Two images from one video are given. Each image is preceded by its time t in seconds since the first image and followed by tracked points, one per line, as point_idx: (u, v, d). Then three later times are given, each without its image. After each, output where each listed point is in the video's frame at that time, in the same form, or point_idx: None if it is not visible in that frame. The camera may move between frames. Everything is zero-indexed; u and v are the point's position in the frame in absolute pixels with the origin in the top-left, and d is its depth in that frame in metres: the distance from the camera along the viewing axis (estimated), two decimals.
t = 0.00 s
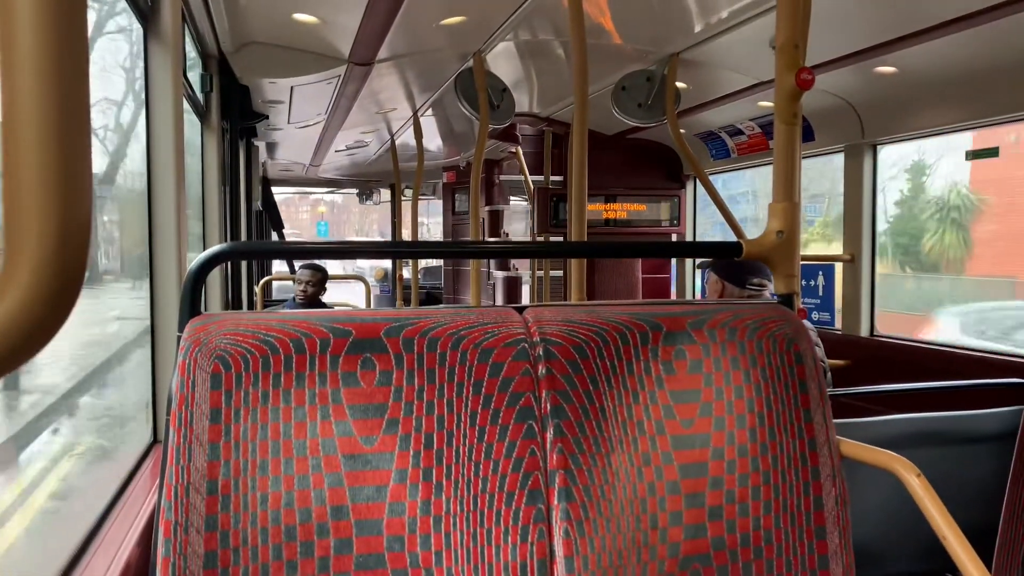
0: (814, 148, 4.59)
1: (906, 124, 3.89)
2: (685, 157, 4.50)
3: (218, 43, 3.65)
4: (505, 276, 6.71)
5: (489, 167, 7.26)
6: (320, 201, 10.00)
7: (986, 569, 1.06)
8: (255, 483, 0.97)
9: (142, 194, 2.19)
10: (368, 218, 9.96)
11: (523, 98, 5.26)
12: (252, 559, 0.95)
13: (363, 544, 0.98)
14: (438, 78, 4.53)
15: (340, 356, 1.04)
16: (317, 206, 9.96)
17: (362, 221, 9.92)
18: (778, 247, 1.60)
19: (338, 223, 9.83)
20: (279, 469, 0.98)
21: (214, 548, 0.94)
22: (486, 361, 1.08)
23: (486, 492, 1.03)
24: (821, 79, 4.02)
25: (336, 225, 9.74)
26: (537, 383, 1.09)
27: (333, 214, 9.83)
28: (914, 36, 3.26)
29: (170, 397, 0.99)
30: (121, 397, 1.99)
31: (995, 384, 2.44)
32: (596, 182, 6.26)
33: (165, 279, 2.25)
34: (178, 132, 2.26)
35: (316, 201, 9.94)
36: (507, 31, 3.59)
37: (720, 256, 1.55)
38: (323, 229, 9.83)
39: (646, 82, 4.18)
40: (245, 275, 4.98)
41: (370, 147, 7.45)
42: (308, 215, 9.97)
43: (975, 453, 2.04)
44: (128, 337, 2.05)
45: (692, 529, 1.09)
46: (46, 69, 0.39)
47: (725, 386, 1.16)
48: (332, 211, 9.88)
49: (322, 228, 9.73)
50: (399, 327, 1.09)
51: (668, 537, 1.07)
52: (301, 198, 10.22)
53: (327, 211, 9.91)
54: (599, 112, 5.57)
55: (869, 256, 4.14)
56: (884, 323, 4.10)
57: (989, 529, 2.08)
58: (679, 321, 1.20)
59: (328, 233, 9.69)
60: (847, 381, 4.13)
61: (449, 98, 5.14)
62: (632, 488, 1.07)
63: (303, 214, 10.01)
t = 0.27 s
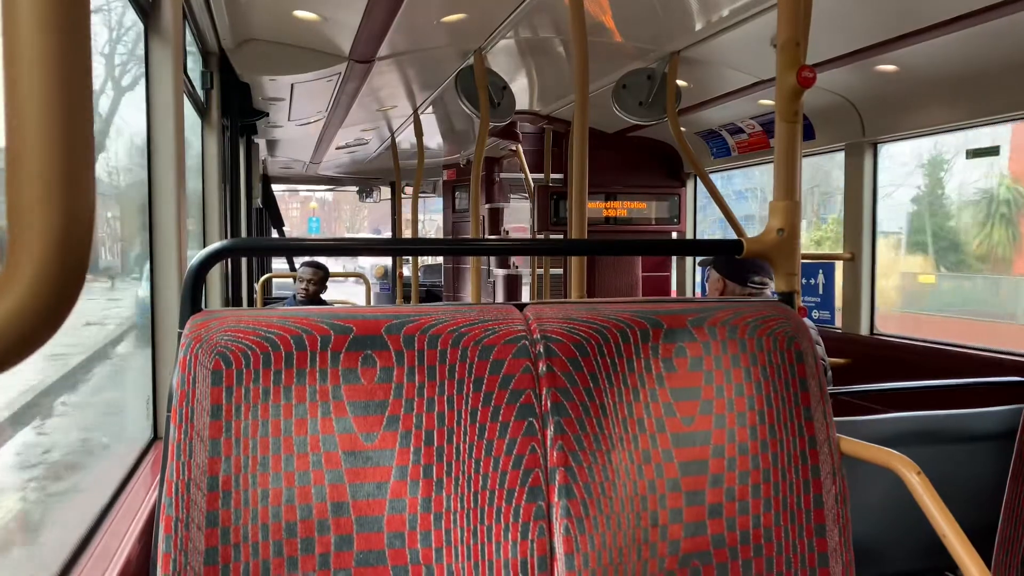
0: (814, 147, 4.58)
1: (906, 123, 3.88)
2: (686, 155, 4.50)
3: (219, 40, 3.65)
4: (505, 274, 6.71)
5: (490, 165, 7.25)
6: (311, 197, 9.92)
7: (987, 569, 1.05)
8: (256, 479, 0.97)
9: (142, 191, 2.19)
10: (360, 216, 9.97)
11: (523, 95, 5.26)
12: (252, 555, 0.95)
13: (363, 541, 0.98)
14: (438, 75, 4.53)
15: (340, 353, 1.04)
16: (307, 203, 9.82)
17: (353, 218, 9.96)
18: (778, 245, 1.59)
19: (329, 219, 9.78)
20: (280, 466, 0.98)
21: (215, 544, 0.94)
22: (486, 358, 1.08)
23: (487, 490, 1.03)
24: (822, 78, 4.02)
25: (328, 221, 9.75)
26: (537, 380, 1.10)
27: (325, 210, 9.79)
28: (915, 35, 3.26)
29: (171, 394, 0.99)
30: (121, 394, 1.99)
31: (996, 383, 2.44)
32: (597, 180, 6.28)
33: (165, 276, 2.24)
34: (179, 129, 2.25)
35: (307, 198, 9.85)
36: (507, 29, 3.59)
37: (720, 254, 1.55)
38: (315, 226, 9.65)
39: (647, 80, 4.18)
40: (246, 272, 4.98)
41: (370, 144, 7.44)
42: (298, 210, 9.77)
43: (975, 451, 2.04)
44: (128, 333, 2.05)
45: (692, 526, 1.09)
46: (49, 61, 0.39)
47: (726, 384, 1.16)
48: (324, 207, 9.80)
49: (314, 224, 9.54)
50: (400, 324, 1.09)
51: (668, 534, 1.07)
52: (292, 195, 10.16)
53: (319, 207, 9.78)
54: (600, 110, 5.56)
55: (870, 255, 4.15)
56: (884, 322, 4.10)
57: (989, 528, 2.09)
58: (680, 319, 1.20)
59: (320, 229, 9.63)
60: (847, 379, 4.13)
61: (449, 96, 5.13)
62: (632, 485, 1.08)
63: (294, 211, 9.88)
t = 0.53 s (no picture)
0: (814, 147, 4.59)
1: (905, 124, 3.89)
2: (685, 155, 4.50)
3: (218, 38, 3.65)
4: (504, 274, 6.71)
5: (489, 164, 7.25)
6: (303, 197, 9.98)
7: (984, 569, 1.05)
8: (253, 477, 0.97)
9: (142, 188, 2.19)
10: (351, 213, 9.99)
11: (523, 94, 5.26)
12: (250, 553, 0.95)
13: (361, 539, 0.98)
14: (438, 74, 4.53)
15: (339, 351, 1.04)
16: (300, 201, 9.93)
17: (345, 216, 9.88)
18: (777, 245, 1.60)
19: (321, 217, 9.76)
20: (278, 464, 0.98)
21: (213, 542, 0.94)
22: (485, 357, 1.08)
23: (485, 488, 1.03)
24: (821, 78, 4.02)
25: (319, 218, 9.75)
26: (536, 379, 1.10)
27: (316, 207, 9.75)
28: (914, 36, 3.26)
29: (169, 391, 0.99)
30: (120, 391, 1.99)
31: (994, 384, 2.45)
32: (597, 179, 6.29)
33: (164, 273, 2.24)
34: (178, 127, 2.25)
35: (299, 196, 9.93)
36: (507, 28, 3.58)
37: (719, 254, 1.55)
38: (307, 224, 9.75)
39: (646, 80, 4.19)
40: (244, 270, 4.98)
41: (369, 143, 7.44)
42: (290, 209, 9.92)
43: (974, 452, 2.04)
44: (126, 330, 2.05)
45: (690, 526, 1.09)
46: (49, 55, 0.39)
47: (724, 384, 1.16)
48: (316, 204, 9.80)
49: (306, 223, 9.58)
50: (398, 323, 1.09)
51: (666, 534, 1.08)
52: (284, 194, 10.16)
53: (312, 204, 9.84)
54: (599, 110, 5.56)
55: (868, 255, 4.15)
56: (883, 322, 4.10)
57: (987, 528, 2.09)
58: (678, 318, 1.20)
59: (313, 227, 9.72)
60: (845, 380, 4.14)
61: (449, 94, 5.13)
62: (630, 484, 1.08)
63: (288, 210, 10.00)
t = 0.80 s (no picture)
0: (812, 145, 4.59)
1: (904, 122, 3.89)
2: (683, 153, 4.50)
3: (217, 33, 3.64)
4: (501, 271, 6.71)
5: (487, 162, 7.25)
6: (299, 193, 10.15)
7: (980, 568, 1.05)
8: (249, 473, 0.97)
9: (139, 183, 2.19)
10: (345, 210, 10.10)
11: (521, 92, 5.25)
12: (245, 548, 0.95)
13: (356, 534, 0.98)
14: (437, 71, 4.52)
15: (335, 346, 1.04)
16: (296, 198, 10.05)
17: (339, 213, 9.95)
18: (774, 243, 1.59)
19: (316, 213, 9.82)
20: (273, 459, 0.98)
21: (208, 538, 0.94)
22: (481, 353, 1.08)
23: (480, 485, 1.03)
24: (820, 77, 4.02)
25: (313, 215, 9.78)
26: (532, 376, 1.10)
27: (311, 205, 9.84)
28: (913, 34, 3.26)
29: (164, 386, 0.99)
30: (116, 386, 1.98)
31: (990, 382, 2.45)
32: (596, 177, 6.27)
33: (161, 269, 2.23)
34: (175, 122, 2.25)
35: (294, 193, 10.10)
36: (506, 24, 3.58)
37: (716, 251, 1.55)
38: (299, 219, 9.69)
39: (645, 77, 4.19)
40: (241, 266, 4.97)
41: (368, 139, 7.44)
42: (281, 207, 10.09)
43: (970, 450, 2.05)
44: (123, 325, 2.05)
45: (685, 523, 1.09)
46: (42, 42, 0.39)
47: (720, 381, 1.16)
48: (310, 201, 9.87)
49: (299, 218, 9.57)
50: (394, 319, 1.09)
51: (661, 531, 1.08)
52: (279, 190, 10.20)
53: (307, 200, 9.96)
54: (598, 107, 5.56)
55: (866, 254, 4.16)
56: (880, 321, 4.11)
57: (982, 526, 2.09)
58: (675, 316, 1.20)
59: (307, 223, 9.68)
60: (842, 378, 4.15)
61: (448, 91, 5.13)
62: (625, 481, 1.08)
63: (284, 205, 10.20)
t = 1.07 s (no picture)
0: (811, 144, 4.59)
1: (903, 121, 3.89)
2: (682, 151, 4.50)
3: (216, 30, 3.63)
4: (500, 269, 6.72)
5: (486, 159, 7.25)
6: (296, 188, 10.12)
7: (977, 567, 1.06)
8: (247, 469, 0.97)
9: (137, 179, 2.18)
10: (343, 207, 10.21)
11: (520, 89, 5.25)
12: (243, 545, 0.95)
13: (355, 531, 0.99)
14: (436, 68, 4.52)
15: (333, 344, 1.04)
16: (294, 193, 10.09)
17: (339, 210, 10.08)
18: (773, 241, 1.60)
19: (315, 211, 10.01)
20: (272, 456, 0.98)
21: (206, 534, 0.94)
22: (480, 351, 1.08)
23: (479, 482, 1.03)
24: (819, 76, 4.03)
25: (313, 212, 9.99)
26: (530, 373, 1.10)
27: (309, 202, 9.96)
28: (912, 33, 3.26)
29: (163, 383, 0.99)
30: (114, 383, 1.98)
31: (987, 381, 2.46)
32: (595, 175, 6.24)
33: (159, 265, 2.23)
34: (174, 118, 2.25)
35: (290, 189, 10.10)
36: (506, 22, 3.57)
37: (714, 249, 1.55)
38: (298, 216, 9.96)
39: (645, 76, 4.18)
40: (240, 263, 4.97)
41: (367, 137, 7.43)
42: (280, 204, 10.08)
43: (968, 448, 2.05)
44: (122, 322, 2.05)
45: (683, 520, 1.09)
46: (43, 42, 0.39)
47: (718, 380, 1.17)
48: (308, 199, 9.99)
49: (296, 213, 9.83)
50: (393, 316, 1.09)
51: (658, 528, 1.08)
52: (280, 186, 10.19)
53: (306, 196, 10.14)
54: (597, 106, 5.56)
55: (864, 253, 4.17)
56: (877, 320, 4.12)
57: (979, 524, 2.10)
58: (673, 314, 1.20)
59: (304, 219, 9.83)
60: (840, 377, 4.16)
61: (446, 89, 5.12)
62: (623, 479, 1.08)
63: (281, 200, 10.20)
